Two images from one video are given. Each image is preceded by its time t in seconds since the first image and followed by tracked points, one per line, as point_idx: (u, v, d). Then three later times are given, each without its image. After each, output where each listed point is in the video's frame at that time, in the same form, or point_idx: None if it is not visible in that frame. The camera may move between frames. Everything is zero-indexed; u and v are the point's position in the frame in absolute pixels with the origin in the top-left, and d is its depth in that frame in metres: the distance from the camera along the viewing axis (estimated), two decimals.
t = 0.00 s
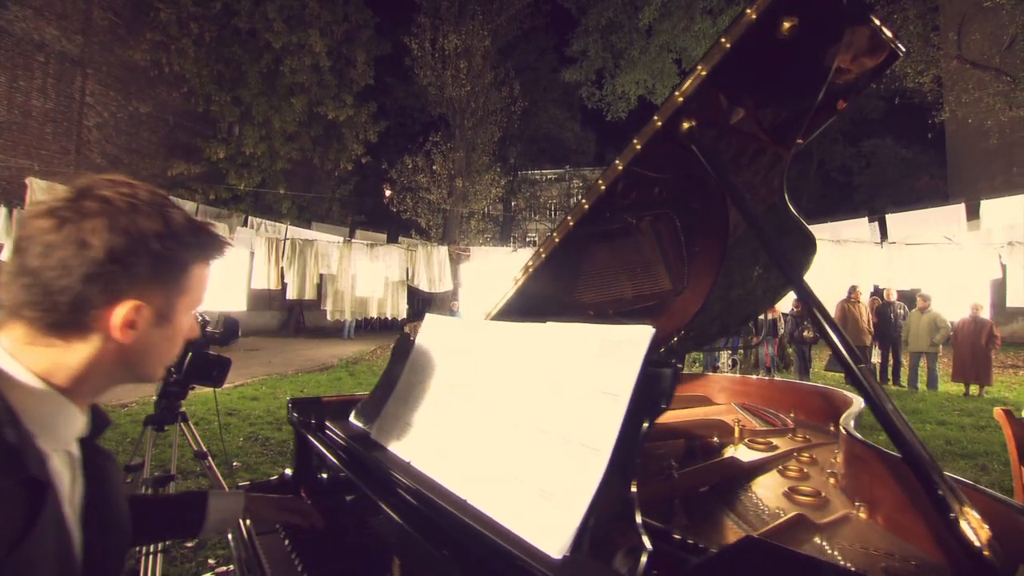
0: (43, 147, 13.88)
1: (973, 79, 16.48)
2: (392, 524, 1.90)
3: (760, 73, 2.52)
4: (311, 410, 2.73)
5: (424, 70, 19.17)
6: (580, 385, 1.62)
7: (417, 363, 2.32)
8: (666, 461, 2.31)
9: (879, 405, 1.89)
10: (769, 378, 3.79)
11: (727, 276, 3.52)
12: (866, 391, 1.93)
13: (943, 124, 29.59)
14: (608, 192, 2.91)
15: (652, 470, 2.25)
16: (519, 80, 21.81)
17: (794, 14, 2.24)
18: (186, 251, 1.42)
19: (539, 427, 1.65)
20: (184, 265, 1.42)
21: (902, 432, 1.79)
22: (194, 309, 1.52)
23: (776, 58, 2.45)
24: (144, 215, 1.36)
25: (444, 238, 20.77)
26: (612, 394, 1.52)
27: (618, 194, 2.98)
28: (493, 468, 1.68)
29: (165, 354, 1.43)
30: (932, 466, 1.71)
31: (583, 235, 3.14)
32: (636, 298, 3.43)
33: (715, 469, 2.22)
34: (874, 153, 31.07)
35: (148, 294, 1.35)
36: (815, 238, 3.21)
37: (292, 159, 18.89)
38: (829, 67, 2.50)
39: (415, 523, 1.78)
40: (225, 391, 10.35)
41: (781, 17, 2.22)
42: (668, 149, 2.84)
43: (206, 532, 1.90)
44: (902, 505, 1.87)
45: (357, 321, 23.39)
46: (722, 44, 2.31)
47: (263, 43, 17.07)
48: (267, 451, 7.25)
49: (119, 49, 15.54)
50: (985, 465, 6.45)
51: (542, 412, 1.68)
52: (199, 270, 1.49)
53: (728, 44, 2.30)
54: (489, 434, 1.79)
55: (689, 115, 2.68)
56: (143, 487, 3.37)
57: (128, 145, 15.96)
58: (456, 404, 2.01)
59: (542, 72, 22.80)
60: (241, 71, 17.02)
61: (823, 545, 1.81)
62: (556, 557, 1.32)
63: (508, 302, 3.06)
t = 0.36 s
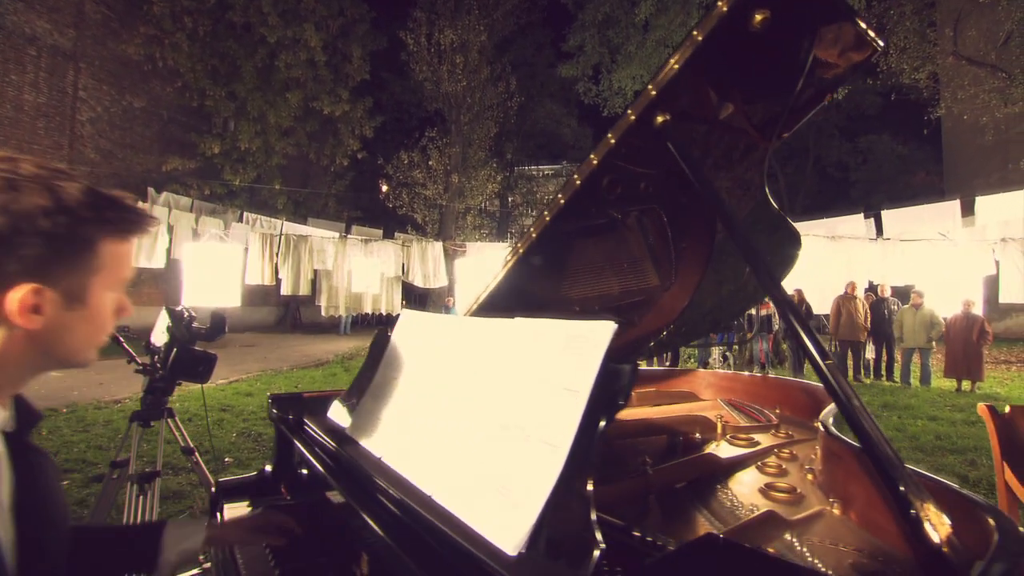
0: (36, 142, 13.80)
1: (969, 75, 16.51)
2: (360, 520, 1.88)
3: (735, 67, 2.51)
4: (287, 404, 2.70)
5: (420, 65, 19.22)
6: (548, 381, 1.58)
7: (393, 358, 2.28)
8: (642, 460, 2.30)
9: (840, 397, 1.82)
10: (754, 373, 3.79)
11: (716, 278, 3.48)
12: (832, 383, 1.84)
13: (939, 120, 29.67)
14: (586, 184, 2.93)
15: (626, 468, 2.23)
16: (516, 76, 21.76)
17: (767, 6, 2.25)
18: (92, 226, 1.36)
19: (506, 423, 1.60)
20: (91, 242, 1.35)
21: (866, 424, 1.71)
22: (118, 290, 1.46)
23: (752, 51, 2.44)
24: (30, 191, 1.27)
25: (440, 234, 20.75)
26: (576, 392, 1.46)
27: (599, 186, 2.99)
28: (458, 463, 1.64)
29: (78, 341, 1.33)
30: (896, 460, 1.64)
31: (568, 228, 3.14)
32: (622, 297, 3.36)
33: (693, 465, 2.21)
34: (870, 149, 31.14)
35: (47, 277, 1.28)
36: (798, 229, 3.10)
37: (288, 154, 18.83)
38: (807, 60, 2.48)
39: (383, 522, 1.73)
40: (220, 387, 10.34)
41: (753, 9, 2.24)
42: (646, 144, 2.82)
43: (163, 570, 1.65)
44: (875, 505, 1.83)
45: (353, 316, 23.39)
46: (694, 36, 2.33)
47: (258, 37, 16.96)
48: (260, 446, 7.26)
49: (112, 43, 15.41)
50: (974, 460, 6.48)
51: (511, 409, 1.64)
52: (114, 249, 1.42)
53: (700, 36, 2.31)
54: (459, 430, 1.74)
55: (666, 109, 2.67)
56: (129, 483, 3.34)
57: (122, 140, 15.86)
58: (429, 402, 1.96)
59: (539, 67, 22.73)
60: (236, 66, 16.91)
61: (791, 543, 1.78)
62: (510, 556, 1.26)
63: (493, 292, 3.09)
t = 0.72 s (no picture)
0: (28, 137, 13.64)
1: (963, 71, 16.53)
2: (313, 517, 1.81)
3: (710, 58, 2.49)
4: (268, 397, 2.53)
5: (416, 60, 19.19)
6: (502, 369, 1.43)
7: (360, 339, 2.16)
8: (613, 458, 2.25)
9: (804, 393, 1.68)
10: (745, 369, 3.68)
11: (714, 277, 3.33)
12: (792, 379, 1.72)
13: (935, 116, 29.73)
14: (566, 178, 2.91)
15: (599, 465, 2.20)
16: (513, 71, 21.68)
17: None
18: (11, 223, 1.22)
19: (461, 412, 1.45)
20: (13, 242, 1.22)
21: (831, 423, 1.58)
22: (51, 290, 1.34)
23: (728, 42, 2.40)
24: None
25: (436, 230, 20.69)
26: (533, 385, 1.31)
27: (580, 179, 2.95)
28: (411, 449, 1.53)
29: (3, 345, 1.23)
30: (861, 456, 1.53)
31: (549, 223, 3.14)
32: (611, 292, 3.39)
33: (669, 462, 2.20)
34: (866, 145, 31.19)
35: None
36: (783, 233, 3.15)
37: (283, 150, 18.73)
38: (783, 53, 2.44)
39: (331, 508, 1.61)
40: (214, 383, 10.30)
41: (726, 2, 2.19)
42: (624, 138, 2.77)
43: None
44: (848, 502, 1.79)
45: (350, 312, 23.38)
46: (666, 28, 2.27)
47: (252, 32, 16.83)
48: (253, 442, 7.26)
49: (105, 37, 15.26)
50: (964, 454, 6.51)
51: (465, 397, 1.49)
52: (41, 248, 1.27)
53: (672, 28, 2.25)
54: (413, 419, 1.60)
55: (644, 104, 2.64)
56: (115, 479, 3.30)
57: (116, 135, 15.74)
58: (384, 391, 1.81)
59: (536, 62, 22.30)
60: (230, 61, 16.78)
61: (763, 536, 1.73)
62: (465, 552, 1.12)
63: (475, 290, 3.06)
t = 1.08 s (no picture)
0: (20, 132, 13.50)
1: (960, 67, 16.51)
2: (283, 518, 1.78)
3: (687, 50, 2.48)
4: (252, 395, 2.45)
5: (412, 55, 19.08)
6: (466, 365, 1.38)
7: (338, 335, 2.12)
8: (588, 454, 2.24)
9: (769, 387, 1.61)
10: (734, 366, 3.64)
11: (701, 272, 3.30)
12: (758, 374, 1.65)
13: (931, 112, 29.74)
14: (546, 172, 2.88)
15: (575, 459, 2.18)
16: (509, 66, 21.57)
17: None
18: None
19: (425, 406, 1.41)
20: None
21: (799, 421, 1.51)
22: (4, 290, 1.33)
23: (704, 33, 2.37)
24: None
25: (432, 225, 20.61)
26: (494, 380, 1.27)
27: (564, 172, 2.95)
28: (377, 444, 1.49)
29: None
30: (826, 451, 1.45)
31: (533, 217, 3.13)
32: (596, 287, 3.38)
33: (648, 457, 2.20)
34: (864, 141, 31.16)
35: None
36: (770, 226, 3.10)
37: (278, 145, 18.62)
38: (757, 46, 2.41)
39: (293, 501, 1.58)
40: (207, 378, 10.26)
41: None
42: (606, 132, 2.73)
43: None
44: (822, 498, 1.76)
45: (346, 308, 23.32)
46: (636, 21, 2.25)
47: (246, 26, 16.69)
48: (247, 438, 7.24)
49: (97, 31, 15.13)
50: (955, 450, 6.52)
51: (430, 394, 1.43)
52: None
53: (642, 21, 2.24)
54: (379, 416, 1.54)
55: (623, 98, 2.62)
56: (99, 476, 3.27)
57: (110, 130, 15.65)
58: (355, 388, 1.76)
59: (532, 58, 22.36)
60: (224, 56, 16.58)
61: (732, 534, 1.72)
62: (421, 547, 1.09)
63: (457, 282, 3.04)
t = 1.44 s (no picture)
0: (12, 127, 13.35)
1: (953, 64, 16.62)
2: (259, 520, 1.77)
3: (670, 43, 2.46)
4: (233, 391, 2.43)
5: (407, 51, 19.05)
6: (432, 362, 1.38)
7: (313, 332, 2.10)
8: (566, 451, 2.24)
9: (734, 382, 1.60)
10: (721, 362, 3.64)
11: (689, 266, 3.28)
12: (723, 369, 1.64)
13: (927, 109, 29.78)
14: (528, 167, 2.86)
15: (551, 456, 2.18)
16: (506, 62, 21.51)
17: None
18: None
19: (393, 403, 1.41)
20: None
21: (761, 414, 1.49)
22: None
23: (682, 24, 2.35)
24: None
25: (428, 221, 20.56)
26: (456, 377, 1.27)
27: (549, 168, 2.93)
28: (344, 442, 1.47)
29: None
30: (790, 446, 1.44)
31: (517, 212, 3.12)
32: (583, 283, 3.37)
33: (627, 453, 2.20)
34: (860, 138, 31.25)
35: None
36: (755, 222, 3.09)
37: (274, 141, 18.52)
38: (732, 39, 2.41)
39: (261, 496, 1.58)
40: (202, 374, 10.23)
41: None
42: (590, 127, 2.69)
43: None
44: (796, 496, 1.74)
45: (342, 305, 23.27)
46: (606, 15, 2.21)
47: (241, 21, 16.56)
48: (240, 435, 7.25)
49: (91, 25, 14.97)
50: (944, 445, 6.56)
51: (398, 390, 1.43)
52: None
53: (612, 16, 2.20)
54: (348, 412, 1.54)
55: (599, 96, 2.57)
56: (84, 473, 3.24)
57: (103, 126, 15.53)
58: (328, 384, 1.75)
59: (528, 53, 22.12)
60: (219, 51, 16.59)
61: (705, 530, 1.73)
62: (376, 545, 1.09)
63: (440, 275, 3.03)
